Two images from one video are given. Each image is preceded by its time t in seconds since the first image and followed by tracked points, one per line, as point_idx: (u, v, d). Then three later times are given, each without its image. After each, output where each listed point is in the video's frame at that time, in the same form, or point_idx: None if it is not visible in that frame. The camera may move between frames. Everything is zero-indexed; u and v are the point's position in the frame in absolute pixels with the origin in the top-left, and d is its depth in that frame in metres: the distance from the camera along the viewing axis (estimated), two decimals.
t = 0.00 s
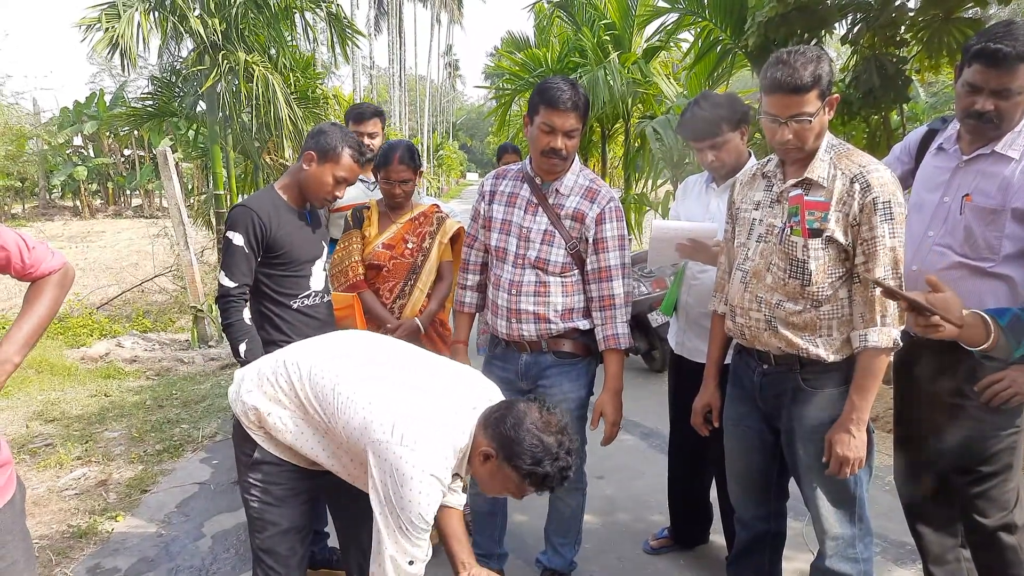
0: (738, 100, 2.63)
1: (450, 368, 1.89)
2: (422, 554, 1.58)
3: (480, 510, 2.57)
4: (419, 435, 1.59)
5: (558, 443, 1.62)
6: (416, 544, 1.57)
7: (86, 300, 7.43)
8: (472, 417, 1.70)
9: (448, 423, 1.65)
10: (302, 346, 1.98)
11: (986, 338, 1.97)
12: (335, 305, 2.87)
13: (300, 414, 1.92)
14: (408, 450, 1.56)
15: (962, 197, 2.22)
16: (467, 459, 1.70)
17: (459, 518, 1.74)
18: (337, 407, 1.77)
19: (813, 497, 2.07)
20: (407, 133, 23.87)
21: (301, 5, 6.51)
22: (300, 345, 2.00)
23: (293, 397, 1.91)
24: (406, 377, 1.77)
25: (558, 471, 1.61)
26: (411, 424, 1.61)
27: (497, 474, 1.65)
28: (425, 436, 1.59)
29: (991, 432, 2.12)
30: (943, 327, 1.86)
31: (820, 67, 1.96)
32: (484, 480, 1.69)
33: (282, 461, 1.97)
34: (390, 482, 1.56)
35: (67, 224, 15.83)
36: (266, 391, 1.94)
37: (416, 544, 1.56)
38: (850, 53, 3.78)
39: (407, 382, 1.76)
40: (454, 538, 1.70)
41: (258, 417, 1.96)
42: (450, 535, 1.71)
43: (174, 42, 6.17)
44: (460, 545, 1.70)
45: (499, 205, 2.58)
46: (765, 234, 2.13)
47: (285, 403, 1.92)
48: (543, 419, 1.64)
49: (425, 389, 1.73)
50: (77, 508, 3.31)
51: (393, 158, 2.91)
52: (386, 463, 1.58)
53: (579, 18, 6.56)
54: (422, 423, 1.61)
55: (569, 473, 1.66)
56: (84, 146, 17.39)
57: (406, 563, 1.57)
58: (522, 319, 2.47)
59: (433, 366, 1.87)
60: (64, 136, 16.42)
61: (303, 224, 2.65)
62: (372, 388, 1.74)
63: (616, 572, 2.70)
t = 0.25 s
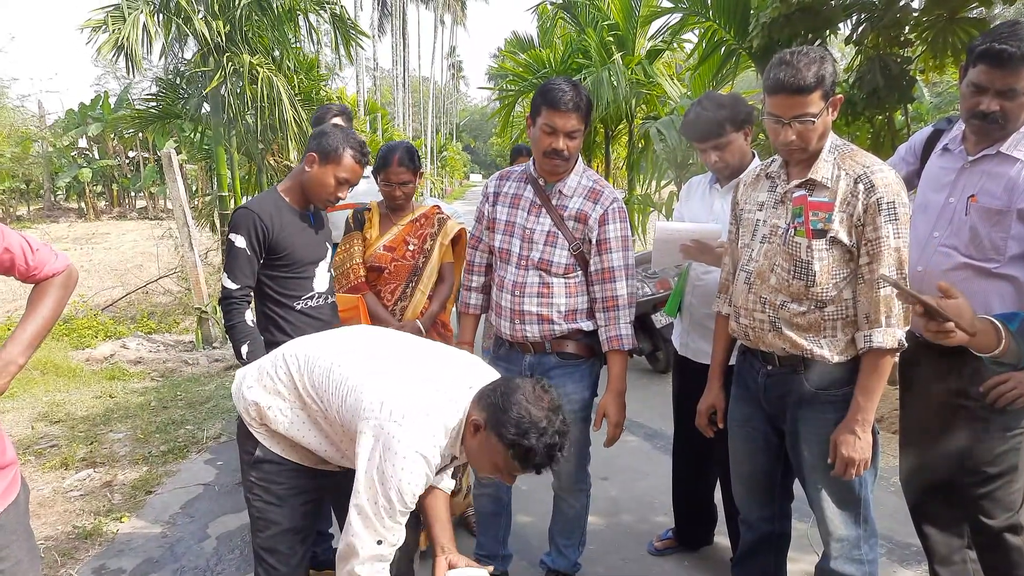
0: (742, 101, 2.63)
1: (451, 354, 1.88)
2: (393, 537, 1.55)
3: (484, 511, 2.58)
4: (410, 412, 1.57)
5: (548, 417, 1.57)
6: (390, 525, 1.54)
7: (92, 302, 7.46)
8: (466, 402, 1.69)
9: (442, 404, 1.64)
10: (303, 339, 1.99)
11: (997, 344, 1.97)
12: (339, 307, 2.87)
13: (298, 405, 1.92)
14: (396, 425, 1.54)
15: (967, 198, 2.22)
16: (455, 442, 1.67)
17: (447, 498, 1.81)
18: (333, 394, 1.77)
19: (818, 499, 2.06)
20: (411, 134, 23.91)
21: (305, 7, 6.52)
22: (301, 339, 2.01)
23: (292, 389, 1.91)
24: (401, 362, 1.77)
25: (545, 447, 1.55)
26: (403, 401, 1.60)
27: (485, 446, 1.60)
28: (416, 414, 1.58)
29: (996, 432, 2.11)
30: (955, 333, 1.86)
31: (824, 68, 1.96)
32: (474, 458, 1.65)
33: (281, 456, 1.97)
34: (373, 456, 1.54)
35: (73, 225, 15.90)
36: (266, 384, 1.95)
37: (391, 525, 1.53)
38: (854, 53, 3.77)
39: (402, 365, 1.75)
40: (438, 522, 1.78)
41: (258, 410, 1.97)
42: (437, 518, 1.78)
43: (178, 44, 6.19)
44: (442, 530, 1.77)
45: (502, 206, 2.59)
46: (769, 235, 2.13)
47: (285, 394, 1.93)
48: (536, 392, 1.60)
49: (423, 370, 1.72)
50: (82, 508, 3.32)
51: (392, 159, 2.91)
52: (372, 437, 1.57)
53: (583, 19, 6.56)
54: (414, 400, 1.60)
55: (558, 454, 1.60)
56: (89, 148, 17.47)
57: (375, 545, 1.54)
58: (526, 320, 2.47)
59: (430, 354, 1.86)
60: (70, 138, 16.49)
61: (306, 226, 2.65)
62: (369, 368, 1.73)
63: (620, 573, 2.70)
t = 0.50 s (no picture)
0: (749, 100, 2.62)
1: (432, 349, 1.86)
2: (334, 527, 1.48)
3: (491, 511, 2.58)
4: (372, 399, 1.55)
5: (510, 402, 1.51)
6: (331, 514, 1.46)
7: (101, 301, 7.50)
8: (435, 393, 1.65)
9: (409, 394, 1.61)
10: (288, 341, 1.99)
11: (1008, 347, 1.92)
12: (347, 306, 2.88)
13: (276, 405, 1.89)
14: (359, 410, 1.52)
15: (976, 196, 2.20)
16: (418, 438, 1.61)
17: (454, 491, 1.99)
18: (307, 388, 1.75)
19: (826, 498, 2.05)
20: (417, 134, 23.94)
21: (312, 7, 6.53)
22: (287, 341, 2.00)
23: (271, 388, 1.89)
24: (377, 356, 1.74)
25: (501, 430, 1.47)
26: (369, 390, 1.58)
27: (444, 430, 1.55)
28: (380, 402, 1.55)
29: (1006, 432, 2.09)
30: (968, 337, 1.85)
31: (834, 67, 1.95)
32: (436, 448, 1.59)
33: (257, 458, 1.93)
34: (325, 439, 1.49)
35: (81, 224, 15.99)
36: (246, 385, 1.93)
37: (335, 513, 1.46)
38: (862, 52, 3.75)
39: (376, 359, 1.73)
40: (443, 510, 1.95)
41: (238, 415, 1.94)
42: (443, 509, 1.94)
43: (186, 44, 6.21)
44: (444, 518, 1.93)
45: (509, 205, 2.59)
46: (777, 234, 2.12)
47: (263, 398, 1.90)
48: (504, 377, 1.55)
49: (396, 361, 1.70)
50: (91, 506, 3.34)
51: (398, 160, 2.95)
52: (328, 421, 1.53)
53: (589, 18, 6.55)
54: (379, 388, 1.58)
55: (518, 441, 1.51)
56: (97, 148, 17.56)
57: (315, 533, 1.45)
58: (532, 319, 2.47)
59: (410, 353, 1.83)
60: (78, 137, 16.60)
61: (313, 225, 2.67)
62: (341, 359, 1.72)
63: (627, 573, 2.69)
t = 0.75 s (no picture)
0: (751, 96, 2.62)
1: (387, 359, 1.84)
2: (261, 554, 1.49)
3: (492, 508, 2.58)
4: (306, 418, 1.54)
5: (440, 428, 1.48)
6: (259, 542, 1.48)
7: (102, 298, 7.50)
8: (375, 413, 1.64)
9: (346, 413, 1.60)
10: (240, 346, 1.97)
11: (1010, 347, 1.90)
12: (347, 304, 2.81)
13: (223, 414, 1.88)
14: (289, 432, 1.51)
15: (979, 192, 2.19)
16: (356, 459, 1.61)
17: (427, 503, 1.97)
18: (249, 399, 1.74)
19: (828, 495, 2.05)
20: (419, 131, 23.93)
21: (313, 4, 6.52)
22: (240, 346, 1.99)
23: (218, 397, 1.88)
24: (322, 367, 1.73)
25: (426, 459, 1.45)
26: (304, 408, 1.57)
27: (379, 456, 1.54)
28: (312, 422, 1.55)
29: (1009, 429, 2.09)
30: (972, 336, 1.84)
31: (838, 63, 1.94)
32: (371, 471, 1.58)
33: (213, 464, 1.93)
34: (256, 463, 1.49)
35: (83, 222, 16.00)
36: (196, 393, 1.92)
37: (261, 539, 1.47)
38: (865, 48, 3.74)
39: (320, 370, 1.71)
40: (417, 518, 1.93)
41: (186, 425, 1.92)
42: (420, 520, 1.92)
43: (187, 41, 6.20)
44: (416, 529, 1.91)
45: (511, 202, 2.58)
46: (779, 230, 2.12)
47: (208, 409, 1.88)
48: (440, 401, 1.52)
49: (341, 374, 1.69)
50: (92, 504, 3.34)
51: (402, 158, 2.89)
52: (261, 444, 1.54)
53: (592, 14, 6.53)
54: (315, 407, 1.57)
55: (446, 471, 1.48)
56: (99, 145, 17.57)
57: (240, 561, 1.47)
58: (534, 316, 2.47)
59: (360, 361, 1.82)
60: (80, 135, 16.61)
61: (312, 223, 2.66)
62: (285, 370, 1.71)
63: (628, 570, 2.69)
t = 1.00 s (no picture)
0: (755, 93, 2.61)
1: (339, 373, 1.85)
2: None
3: (496, 506, 2.58)
4: (228, 437, 1.59)
5: (349, 457, 1.46)
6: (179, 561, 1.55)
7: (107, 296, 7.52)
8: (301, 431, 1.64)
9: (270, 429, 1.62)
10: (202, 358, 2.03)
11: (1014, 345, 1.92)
12: (349, 302, 2.81)
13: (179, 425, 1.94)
14: (210, 453, 1.57)
15: (985, 188, 2.18)
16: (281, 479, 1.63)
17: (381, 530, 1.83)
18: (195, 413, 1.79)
19: (832, 492, 2.05)
20: (422, 128, 23.92)
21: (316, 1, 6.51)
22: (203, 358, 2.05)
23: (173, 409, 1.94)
24: (263, 378, 1.76)
25: (329, 488, 1.45)
26: (228, 425, 1.61)
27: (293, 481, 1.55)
28: (232, 440, 1.59)
29: (1017, 427, 2.07)
30: (982, 339, 1.86)
31: (844, 58, 1.93)
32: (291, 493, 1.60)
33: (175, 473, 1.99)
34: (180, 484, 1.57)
35: (87, 220, 16.04)
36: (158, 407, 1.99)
37: (179, 562, 1.54)
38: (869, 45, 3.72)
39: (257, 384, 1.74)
40: (367, 544, 1.80)
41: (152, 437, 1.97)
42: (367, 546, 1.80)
43: (191, 40, 6.20)
44: (365, 558, 1.79)
45: (514, 199, 2.58)
46: (783, 227, 2.11)
47: (168, 421, 1.94)
48: (356, 426, 1.50)
49: (276, 389, 1.71)
50: (98, 500, 3.36)
51: (415, 153, 2.83)
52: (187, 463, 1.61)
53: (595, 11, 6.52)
54: (237, 424, 1.61)
55: (352, 503, 1.47)
56: (103, 142, 17.62)
57: None
58: (538, 313, 2.47)
59: (307, 371, 1.82)
60: (84, 133, 16.64)
61: (314, 221, 2.67)
62: (226, 383, 1.75)
63: (633, 568, 2.68)
